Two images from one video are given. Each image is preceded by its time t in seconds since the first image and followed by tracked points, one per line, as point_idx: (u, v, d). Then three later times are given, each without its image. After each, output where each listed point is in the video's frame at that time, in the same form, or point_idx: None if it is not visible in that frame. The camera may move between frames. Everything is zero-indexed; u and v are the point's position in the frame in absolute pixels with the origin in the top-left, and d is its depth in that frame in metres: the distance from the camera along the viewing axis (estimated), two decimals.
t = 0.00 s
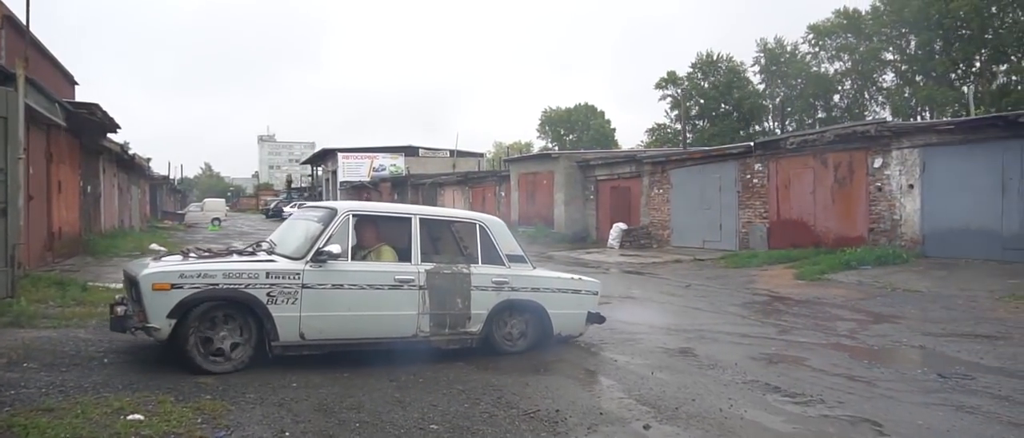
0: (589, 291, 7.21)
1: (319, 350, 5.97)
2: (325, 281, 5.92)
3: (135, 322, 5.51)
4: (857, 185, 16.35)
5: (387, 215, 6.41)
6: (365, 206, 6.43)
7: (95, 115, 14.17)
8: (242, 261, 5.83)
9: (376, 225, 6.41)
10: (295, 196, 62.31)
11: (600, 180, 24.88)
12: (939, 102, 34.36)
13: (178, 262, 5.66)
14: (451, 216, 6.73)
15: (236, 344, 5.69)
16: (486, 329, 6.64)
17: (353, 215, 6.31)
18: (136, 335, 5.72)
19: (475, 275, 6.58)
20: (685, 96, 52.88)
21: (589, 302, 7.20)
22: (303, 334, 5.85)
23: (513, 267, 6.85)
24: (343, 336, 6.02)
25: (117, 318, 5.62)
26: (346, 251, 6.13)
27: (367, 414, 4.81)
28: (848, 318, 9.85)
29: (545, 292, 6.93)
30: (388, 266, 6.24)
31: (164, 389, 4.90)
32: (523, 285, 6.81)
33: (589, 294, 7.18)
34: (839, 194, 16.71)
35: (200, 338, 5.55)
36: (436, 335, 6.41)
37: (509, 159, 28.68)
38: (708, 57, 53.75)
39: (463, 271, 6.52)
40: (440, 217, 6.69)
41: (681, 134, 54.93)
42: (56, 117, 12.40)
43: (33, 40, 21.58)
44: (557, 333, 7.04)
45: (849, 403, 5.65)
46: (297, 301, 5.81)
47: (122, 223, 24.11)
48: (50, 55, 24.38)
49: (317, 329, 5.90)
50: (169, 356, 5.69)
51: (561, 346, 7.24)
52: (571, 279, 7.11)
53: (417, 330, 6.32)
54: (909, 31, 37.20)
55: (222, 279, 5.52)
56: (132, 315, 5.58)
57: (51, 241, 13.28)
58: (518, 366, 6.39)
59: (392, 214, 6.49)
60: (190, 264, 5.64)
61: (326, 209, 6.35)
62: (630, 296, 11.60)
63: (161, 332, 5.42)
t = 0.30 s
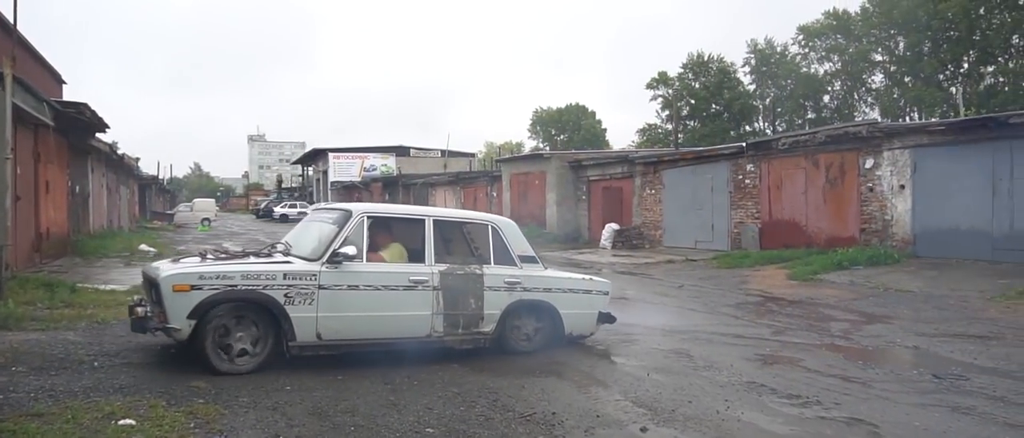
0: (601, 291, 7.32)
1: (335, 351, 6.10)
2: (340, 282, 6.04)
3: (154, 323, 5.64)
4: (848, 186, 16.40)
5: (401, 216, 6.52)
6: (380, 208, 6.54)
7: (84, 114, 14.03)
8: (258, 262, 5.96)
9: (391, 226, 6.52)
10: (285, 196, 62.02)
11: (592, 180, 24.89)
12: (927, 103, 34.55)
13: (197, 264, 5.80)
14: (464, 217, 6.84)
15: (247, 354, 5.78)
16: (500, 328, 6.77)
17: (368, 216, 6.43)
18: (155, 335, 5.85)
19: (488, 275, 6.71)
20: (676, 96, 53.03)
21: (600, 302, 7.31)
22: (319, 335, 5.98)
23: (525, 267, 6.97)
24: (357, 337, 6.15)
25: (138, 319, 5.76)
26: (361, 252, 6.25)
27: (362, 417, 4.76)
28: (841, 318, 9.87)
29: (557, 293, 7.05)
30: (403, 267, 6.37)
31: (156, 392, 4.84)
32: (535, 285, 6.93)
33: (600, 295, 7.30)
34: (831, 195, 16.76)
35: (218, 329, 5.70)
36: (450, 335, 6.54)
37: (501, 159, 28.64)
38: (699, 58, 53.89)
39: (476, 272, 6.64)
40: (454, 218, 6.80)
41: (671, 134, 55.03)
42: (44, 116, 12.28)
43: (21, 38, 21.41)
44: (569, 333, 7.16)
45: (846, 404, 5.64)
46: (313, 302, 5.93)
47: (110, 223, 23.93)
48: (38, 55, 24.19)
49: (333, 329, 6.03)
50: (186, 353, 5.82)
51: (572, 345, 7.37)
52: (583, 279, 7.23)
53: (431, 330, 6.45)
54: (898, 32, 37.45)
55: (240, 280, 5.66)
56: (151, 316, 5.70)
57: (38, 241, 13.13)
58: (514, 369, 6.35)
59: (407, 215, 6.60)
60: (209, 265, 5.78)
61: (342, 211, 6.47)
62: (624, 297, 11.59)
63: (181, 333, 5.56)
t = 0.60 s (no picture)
0: (613, 291, 7.57)
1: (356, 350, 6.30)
2: (362, 283, 6.25)
3: (183, 323, 5.81)
4: (837, 186, 16.47)
5: (420, 218, 6.74)
6: (399, 210, 6.76)
7: (70, 114, 13.89)
8: (283, 263, 6.15)
9: (410, 228, 6.75)
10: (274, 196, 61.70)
11: (582, 181, 24.93)
12: (915, 103, 34.74)
13: (222, 266, 5.98)
14: (480, 218, 7.06)
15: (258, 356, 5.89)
16: (518, 327, 7.00)
17: (388, 218, 6.65)
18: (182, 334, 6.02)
19: (504, 275, 6.94)
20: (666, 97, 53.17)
21: (612, 301, 7.56)
22: (343, 334, 6.18)
23: (541, 267, 7.22)
24: (377, 337, 6.35)
25: (166, 319, 5.93)
26: (383, 253, 6.47)
27: (355, 420, 4.72)
28: (831, 319, 9.92)
29: (571, 292, 7.30)
30: (421, 268, 6.59)
31: (146, 396, 4.79)
32: (549, 284, 7.17)
33: (613, 294, 7.55)
34: (820, 196, 16.82)
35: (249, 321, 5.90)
36: (468, 334, 6.75)
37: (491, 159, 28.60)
38: (688, 58, 54.04)
39: (493, 272, 6.88)
40: (471, 220, 7.03)
41: (661, 134, 55.14)
42: (30, 116, 12.16)
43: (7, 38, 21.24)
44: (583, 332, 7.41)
45: (839, 405, 5.66)
46: (337, 302, 6.14)
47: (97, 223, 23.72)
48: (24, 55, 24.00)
49: (356, 329, 6.24)
50: (208, 343, 6.01)
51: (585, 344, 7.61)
52: (596, 279, 7.48)
53: (450, 329, 6.67)
54: (885, 34, 37.71)
55: (266, 280, 5.84)
56: (179, 316, 5.88)
57: (24, 242, 12.99)
58: (507, 371, 6.33)
59: (426, 217, 6.82)
60: (235, 266, 5.96)
61: (364, 213, 6.69)
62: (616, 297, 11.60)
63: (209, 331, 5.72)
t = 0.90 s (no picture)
0: (623, 288, 7.74)
1: (375, 350, 6.40)
2: (381, 284, 6.35)
3: (208, 326, 5.90)
4: (825, 187, 16.55)
5: (436, 220, 6.84)
6: (415, 212, 6.86)
7: (54, 113, 13.73)
8: (304, 266, 6.24)
9: (426, 229, 6.84)
10: (262, 197, 61.35)
11: (571, 181, 24.96)
12: (901, 105, 34.97)
13: (245, 270, 6.07)
14: (495, 219, 7.18)
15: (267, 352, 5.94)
16: (531, 327, 7.12)
17: (405, 220, 6.74)
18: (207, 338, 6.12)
19: (518, 275, 7.07)
20: (654, 97, 53.32)
21: (622, 299, 7.72)
22: (363, 334, 6.28)
23: (554, 267, 7.34)
24: (394, 337, 6.45)
25: (192, 322, 6.04)
26: (400, 255, 6.58)
27: (343, 422, 4.68)
28: (819, 319, 9.96)
29: (582, 291, 7.45)
30: (438, 268, 6.71)
31: (130, 400, 4.72)
32: (562, 283, 7.32)
33: (623, 292, 7.71)
34: (808, 196, 16.90)
35: (287, 320, 6.04)
36: (484, 333, 6.87)
37: (480, 160, 28.57)
38: (677, 59, 54.23)
39: (508, 273, 7.01)
40: (485, 220, 7.14)
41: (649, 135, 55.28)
42: (14, 115, 12.00)
43: None
44: (595, 330, 7.56)
45: (828, 405, 5.66)
46: (357, 303, 6.24)
47: (81, 224, 23.47)
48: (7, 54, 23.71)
49: (376, 330, 6.34)
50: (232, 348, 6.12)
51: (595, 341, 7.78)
52: (606, 277, 7.64)
53: (467, 329, 6.80)
54: (871, 36, 37.96)
55: (289, 283, 5.94)
56: (204, 319, 5.98)
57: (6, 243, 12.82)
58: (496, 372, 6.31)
59: (441, 218, 6.92)
60: (257, 270, 6.05)
61: (381, 215, 6.77)
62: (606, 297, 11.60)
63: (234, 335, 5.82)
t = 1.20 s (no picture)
0: (634, 287, 7.82)
1: (393, 350, 6.48)
2: (399, 285, 6.43)
3: (232, 328, 5.95)
4: (812, 187, 16.63)
5: (452, 221, 6.92)
6: (431, 214, 6.94)
7: (37, 111, 13.58)
8: (323, 268, 6.30)
9: (442, 231, 6.92)
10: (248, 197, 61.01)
11: (560, 181, 24.98)
12: (886, 106, 35.23)
13: (265, 272, 6.11)
14: (508, 220, 7.28)
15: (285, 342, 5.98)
16: (543, 325, 7.22)
17: (421, 222, 6.82)
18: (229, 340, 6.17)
19: (532, 275, 7.16)
20: (642, 98, 53.48)
21: (632, 297, 7.81)
22: (382, 335, 6.35)
23: (565, 266, 7.44)
24: (410, 337, 6.53)
25: (214, 324, 6.08)
26: (418, 257, 6.65)
27: (331, 424, 4.64)
28: (806, 319, 10.00)
29: (593, 289, 7.55)
30: (455, 269, 6.79)
31: (114, 402, 4.67)
32: (574, 283, 7.41)
33: (633, 290, 7.80)
34: (795, 197, 16.98)
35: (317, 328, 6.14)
36: (499, 332, 6.98)
37: (469, 160, 28.55)
38: (664, 60, 54.40)
39: (522, 272, 7.10)
40: (498, 221, 7.24)
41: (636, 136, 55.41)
42: None
43: None
44: (606, 328, 7.65)
45: (816, 405, 5.68)
46: (376, 304, 6.31)
47: (65, 224, 23.25)
48: None
49: (394, 330, 6.42)
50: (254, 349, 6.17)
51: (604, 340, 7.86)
52: (616, 276, 7.74)
53: (482, 329, 6.89)
54: (857, 37, 38.22)
55: (310, 285, 6.00)
56: (227, 322, 6.02)
57: None
58: (485, 372, 6.29)
59: (457, 220, 7.00)
60: (278, 272, 6.10)
61: (397, 217, 6.85)
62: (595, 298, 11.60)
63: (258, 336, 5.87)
